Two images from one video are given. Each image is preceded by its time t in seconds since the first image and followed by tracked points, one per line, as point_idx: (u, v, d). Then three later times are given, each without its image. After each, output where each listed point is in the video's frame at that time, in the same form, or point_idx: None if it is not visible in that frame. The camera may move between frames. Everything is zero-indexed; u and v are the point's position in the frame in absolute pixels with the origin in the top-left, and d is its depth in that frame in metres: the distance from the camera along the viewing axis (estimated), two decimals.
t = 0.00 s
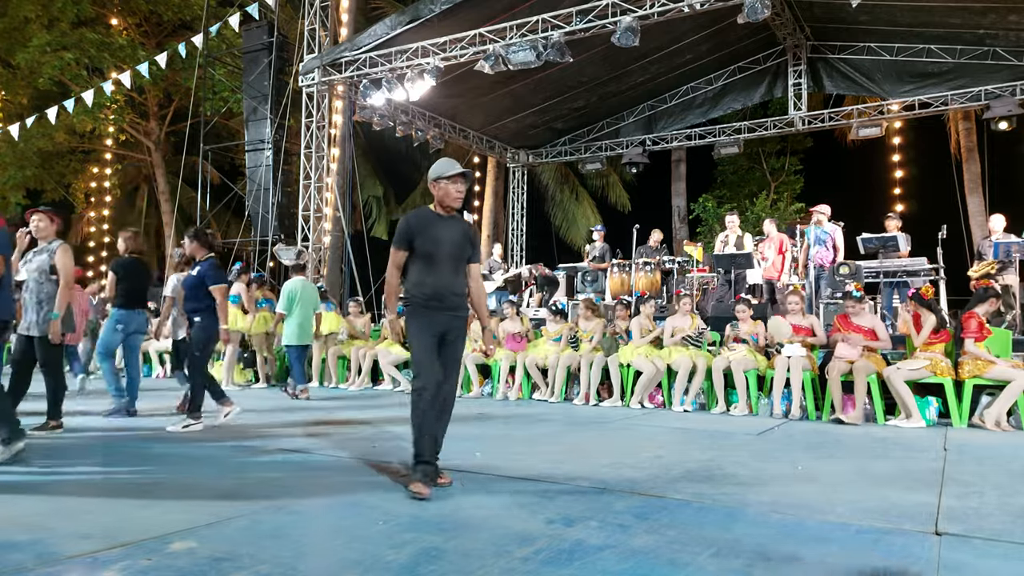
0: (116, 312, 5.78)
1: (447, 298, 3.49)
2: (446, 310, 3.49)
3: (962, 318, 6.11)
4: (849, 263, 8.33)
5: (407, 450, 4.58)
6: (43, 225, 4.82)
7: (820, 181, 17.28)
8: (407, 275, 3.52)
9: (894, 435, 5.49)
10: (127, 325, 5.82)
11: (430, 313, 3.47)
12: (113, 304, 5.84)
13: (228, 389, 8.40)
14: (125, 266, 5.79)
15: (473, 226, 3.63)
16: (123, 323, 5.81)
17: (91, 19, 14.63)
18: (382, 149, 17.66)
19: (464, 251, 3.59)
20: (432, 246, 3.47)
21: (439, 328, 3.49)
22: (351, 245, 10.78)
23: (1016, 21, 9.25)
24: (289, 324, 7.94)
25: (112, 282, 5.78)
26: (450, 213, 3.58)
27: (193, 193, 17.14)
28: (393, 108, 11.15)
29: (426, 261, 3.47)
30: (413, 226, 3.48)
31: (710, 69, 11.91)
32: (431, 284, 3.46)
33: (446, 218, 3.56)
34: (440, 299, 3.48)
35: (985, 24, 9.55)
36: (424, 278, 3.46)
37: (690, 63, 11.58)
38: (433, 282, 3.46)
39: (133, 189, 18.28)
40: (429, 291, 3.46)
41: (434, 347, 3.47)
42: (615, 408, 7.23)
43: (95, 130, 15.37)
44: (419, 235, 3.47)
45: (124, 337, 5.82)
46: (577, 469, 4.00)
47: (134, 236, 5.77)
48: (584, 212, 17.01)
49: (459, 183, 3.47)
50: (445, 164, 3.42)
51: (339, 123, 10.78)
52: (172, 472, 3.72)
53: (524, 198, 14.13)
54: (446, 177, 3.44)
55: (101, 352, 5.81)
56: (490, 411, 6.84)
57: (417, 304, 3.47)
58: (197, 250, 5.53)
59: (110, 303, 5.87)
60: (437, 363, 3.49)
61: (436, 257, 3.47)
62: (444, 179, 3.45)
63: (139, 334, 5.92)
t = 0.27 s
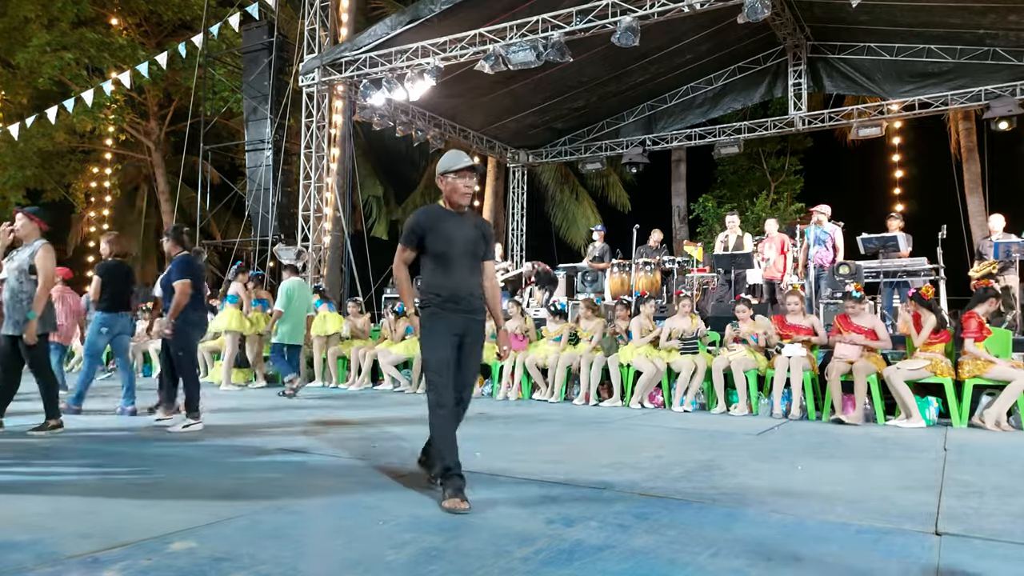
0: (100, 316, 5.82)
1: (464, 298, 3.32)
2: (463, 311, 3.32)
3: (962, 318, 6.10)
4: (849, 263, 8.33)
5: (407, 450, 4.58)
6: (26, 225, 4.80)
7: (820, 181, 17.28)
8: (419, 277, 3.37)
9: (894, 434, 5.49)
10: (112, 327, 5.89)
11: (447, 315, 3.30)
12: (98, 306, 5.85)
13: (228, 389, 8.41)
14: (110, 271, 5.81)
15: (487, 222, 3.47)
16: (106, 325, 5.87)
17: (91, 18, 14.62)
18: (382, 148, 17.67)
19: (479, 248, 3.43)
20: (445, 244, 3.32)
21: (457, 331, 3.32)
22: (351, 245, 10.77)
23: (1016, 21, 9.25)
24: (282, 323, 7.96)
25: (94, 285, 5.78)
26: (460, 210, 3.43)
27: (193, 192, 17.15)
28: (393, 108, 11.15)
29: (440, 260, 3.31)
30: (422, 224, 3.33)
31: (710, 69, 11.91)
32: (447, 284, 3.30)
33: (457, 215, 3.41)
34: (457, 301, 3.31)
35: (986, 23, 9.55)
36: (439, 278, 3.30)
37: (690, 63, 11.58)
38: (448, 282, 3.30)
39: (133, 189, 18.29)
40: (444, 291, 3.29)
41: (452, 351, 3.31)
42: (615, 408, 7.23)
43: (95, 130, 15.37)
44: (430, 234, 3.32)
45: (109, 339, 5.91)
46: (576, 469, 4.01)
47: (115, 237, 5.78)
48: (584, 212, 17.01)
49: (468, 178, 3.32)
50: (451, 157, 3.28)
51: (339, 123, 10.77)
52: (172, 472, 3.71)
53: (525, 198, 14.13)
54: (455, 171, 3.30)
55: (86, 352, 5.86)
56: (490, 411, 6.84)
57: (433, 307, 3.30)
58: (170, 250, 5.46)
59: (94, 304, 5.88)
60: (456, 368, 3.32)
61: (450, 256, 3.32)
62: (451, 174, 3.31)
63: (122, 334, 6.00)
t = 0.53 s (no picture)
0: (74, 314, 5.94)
1: (481, 291, 3.21)
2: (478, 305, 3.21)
3: (962, 318, 6.09)
4: (849, 263, 8.32)
5: (407, 449, 4.58)
6: (11, 225, 4.80)
7: (820, 181, 17.27)
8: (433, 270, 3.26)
9: (894, 434, 5.49)
10: (86, 325, 5.97)
11: (464, 308, 3.20)
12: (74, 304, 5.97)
13: (228, 389, 8.41)
14: (87, 270, 5.89)
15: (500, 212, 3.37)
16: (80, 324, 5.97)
17: (91, 18, 14.61)
18: (382, 148, 17.66)
19: (494, 239, 3.32)
20: (460, 235, 3.22)
21: (475, 325, 3.22)
22: (352, 245, 10.77)
23: (1016, 21, 9.25)
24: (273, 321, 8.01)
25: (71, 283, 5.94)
26: (475, 198, 3.33)
27: (193, 192, 17.16)
28: (393, 108, 11.14)
29: (455, 252, 3.21)
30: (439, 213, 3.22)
31: (710, 69, 11.91)
32: (462, 277, 3.20)
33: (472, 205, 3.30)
34: (472, 294, 3.20)
35: (985, 24, 9.55)
36: (455, 271, 3.20)
37: (690, 63, 11.58)
38: (462, 274, 3.20)
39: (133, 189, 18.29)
40: (460, 284, 3.19)
41: (469, 346, 3.21)
42: (615, 408, 7.23)
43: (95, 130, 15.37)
44: (444, 224, 3.21)
45: (84, 338, 5.98)
46: (577, 469, 4.01)
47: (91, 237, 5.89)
48: (584, 212, 17.01)
49: (482, 164, 3.23)
50: (466, 142, 3.19)
51: (339, 123, 10.75)
52: (172, 472, 3.71)
53: (525, 198, 14.14)
54: (470, 157, 3.21)
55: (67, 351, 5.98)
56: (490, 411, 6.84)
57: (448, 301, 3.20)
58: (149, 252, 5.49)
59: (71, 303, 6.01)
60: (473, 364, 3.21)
61: (465, 247, 3.21)
62: (467, 159, 3.22)
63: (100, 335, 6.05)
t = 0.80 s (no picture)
0: (61, 314, 5.90)
1: (505, 296, 3.04)
2: (503, 310, 3.04)
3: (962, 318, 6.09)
4: (849, 263, 8.32)
5: (408, 449, 4.58)
6: None
7: (820, 181, 17.27)
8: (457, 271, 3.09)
9: (894, 434, 5.49)
10: (74, 325, 5.94)
11: (487, 312, 3.03)
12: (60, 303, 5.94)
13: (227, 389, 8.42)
14: (71, 269, 5.94)
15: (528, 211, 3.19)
16: (69, 323, 5.92)
17: (91, 18, 14.61)
18: (382, 149, 17.66)
19: (521, 241, 3.15)
20: (487, 236, 3.03)
21: (498, 330, 3.04)
22: (352, 245, 10.76)
23: (1016, 21, 9.25)
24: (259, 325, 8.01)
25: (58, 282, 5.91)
26: (505, 196, 3.14)
27: (193, 192, 17.16)
28: (393, 108, 11.14)
29: (481, 253, 3.03)
30: (464, 211, 3.04)
31: (710, 69, 11.91)
32: (487, 280, 3.02)
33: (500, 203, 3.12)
34: (497, 299, 3.03)
35: (986, 24, 9.55)
36: (477, 273, 3.02)
37: (690, 63, 11.58)
38: (487, 277, 3.02)
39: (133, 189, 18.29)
40: (483, 286, 3.02)
41: (488, 352, 3.04)
42: (615, 408, 7.23)
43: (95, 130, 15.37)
44: (470, 223, 3.03)
45: (73, 338, 5.94)
46: (577, 469, 4.00)
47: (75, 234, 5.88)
48: (583, 212, 17.00)
49: (512, 162, 3.03)
50: (496, 138, 2.99)
51: (339, 123, 10.73)
52: (172, 472, 3.72)
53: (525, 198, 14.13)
54: (498, 155, 3.00)
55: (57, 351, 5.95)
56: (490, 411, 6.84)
57: (472, 304, 3.03)
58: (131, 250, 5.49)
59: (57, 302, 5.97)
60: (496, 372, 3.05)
61: (492, 248, 3.03)
62: (495, 157, 3.01)
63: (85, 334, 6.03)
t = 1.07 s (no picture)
0: (47, 316, 5.92)
1: (543, 288, 2.86)
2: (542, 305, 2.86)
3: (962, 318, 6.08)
4: (849, 263, 8.31)
5: (408, 449, 4.58)
6: None
7: (821, 181, 17.27)
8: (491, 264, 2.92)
9: (895, 434, 5.48)
10: (61, 326, 5.95)
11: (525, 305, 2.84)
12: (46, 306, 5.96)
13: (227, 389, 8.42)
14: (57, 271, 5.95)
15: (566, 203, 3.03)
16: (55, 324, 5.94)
17: (92, 18, 14.61)
18: (382, 149, 17.66)
19: (559, 233, 2.98)
20: (523, 225, 2.87)
21: (535, 326, 2.85)
22: (351, 245, 10.76)
23: (1016, 21, 9.24)
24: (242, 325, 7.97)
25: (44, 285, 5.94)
26: (543, 186, 2.98)
27: (193, 192, 17.16)
28: (393, 107, 11.13)
29: (517, 243, 2.86)
30: (499, 199, 2.88)
31: (710, 69, 11.91)
32: (523, 271, 2.85)
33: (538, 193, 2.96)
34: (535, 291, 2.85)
35: (986, 24, 9.55)
36: (513, 263, 2.85)
37: (690, 63, 11.58)
38: (524, 269, 2.85)
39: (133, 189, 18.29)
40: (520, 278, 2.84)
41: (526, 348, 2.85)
42: (615, 408, 7.23)
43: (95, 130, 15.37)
44: (506, 211, 2.87)
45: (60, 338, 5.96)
46: (577, 469, 4.00)
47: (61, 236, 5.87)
48: (584, 212, 17.00)
49: (550, 148, 2.88)
50: (532, 123, 2.86)
51: (339, 123, 10.74)
52: (171, 472, 3.72)
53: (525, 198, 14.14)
54: (536, 141, 2.86)
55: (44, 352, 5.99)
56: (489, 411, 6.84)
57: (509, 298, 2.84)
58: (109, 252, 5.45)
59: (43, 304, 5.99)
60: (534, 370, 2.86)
61: (528, 238, 2.87)
62: (532, 144, 2.87)
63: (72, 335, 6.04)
